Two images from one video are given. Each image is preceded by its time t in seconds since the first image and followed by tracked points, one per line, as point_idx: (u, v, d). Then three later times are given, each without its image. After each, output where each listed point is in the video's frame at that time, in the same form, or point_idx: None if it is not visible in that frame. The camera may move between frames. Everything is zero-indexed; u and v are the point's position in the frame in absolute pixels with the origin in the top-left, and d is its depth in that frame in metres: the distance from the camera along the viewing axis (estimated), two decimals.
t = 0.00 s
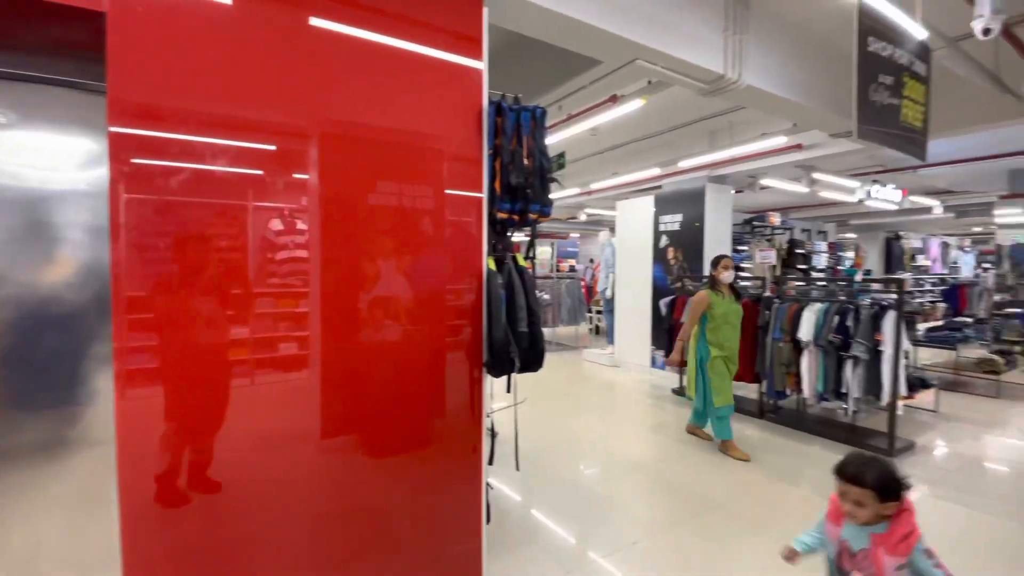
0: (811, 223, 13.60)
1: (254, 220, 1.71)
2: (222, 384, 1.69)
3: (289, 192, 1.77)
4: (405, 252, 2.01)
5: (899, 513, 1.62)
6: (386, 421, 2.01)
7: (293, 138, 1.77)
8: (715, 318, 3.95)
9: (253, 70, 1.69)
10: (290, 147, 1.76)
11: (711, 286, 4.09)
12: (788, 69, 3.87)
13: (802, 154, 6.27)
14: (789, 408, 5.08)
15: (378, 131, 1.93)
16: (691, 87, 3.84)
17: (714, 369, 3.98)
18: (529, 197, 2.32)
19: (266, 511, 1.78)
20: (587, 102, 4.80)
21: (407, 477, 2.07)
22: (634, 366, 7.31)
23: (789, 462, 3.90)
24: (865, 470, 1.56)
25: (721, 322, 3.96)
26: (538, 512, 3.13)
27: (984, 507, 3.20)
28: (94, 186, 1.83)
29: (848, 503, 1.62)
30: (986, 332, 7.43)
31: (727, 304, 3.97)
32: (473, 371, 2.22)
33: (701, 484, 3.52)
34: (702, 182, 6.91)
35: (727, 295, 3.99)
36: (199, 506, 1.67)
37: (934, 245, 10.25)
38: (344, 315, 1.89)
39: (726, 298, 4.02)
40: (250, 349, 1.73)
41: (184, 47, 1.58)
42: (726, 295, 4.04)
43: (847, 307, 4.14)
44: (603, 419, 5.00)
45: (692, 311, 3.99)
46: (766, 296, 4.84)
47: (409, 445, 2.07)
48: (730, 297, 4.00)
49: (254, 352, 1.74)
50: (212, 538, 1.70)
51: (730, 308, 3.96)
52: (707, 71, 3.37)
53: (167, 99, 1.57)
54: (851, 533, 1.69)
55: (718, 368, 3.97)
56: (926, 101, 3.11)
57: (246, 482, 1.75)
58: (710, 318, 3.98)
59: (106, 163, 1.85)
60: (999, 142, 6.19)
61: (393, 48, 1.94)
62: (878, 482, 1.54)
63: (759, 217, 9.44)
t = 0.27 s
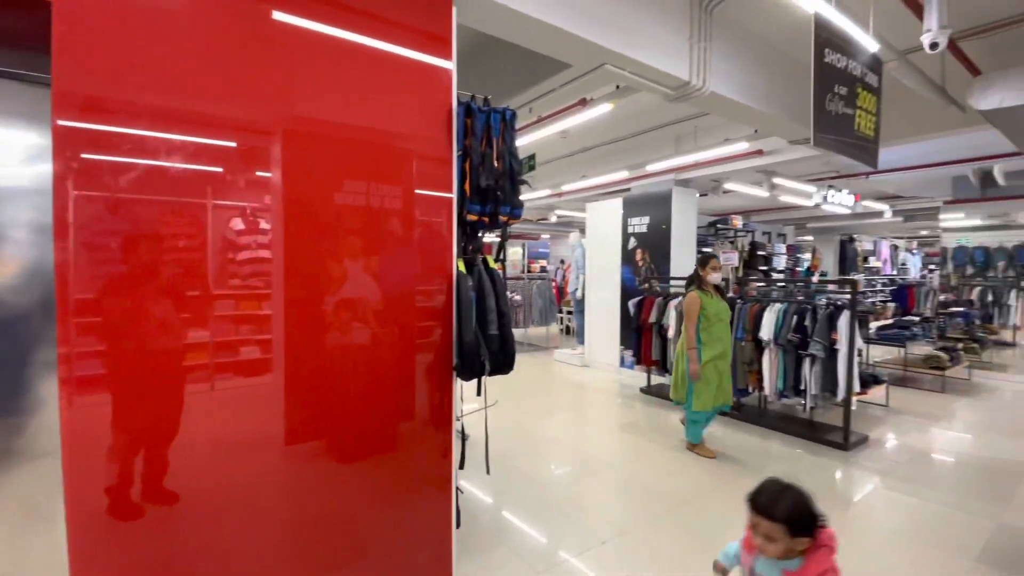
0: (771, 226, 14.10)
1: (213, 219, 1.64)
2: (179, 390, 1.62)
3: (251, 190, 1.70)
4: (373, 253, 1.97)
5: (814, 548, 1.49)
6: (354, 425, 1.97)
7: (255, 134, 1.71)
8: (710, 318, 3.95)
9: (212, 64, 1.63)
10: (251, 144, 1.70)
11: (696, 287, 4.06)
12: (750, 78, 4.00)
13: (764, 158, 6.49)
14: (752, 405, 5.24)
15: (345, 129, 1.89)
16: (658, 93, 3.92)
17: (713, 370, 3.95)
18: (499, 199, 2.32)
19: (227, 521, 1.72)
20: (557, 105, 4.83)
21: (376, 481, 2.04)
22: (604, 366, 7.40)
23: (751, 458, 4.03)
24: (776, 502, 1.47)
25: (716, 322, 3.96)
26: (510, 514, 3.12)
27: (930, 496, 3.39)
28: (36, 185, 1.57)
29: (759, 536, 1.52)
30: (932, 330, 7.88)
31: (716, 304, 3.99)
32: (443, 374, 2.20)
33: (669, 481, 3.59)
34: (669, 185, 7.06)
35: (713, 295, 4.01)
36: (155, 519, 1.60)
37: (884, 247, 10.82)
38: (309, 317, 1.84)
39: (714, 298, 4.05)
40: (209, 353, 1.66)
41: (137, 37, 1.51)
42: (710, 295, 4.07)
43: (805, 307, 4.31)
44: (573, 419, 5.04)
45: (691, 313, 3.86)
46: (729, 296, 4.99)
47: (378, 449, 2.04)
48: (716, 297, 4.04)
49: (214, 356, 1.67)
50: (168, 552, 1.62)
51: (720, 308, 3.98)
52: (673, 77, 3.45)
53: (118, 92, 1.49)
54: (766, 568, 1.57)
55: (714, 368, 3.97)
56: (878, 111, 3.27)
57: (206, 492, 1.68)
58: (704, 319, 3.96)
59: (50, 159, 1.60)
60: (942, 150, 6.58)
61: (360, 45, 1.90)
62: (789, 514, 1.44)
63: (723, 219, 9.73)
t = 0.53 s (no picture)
0: (735, 229, 14.56)
1: (170, 217, 1.57)
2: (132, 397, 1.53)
3: (211, 187, 1.63)
4: (341, 253, 1.93)
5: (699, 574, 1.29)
6: (321, 429, 1.92)
7: (215, 130, 1.64)
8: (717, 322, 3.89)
9: (169, 55, 1.55)
10: (212, 140, 1.63)
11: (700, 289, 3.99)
12: (715, 85, 4.12)
13: (727, 163, 6.67)
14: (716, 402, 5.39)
15: (311, 126, 1.84)
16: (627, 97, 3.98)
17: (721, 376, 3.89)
18: (470, 200, 2.31)
19: (184, 533, 1.64)
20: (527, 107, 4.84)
21: (345, 486, 1.99)
22: (574, 366, 7.47)
23: (716, 454, 4.14)
24: (655, 520, 1.26)
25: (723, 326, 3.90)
26: (481, 516, 3.10)
27: (883, 488, 3.56)
28: None
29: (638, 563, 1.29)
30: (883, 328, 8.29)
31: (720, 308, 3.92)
32: (412, 376, 2.17)
33: (638, 480, 3.64)
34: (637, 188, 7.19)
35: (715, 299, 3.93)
36: (108, 535, 1.51)
37: (839, 250, 11.30)
38: (272, 320, 1.78)
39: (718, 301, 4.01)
40: (166, 358, 1.58)
41: (86, 24, 1.42)
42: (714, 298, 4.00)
43: (766, 308, 4.46)
44: (545, 420, 5.06)
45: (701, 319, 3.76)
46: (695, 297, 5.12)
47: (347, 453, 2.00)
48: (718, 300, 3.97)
49: (171, 360, 1.59)
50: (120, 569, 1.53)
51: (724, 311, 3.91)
52: (642, 83, 3.52)
53: (65, 82, 1.39)
54: None
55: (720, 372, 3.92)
56: (834, 120, 3.42)
57: (163, 503, 1.60)
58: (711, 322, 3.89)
59: None
60: (891, 158, 6.94)
61: (326, 41, 1.86)
62: (667, 534, 1.23)
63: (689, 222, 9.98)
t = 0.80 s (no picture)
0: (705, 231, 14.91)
1: (130, 214, 1.50)
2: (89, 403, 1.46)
3: (174, 184, 1.57)
4: (311, 253, 1.88)
5: None
6: (290, 433, 1.87)
7: (179, 124, 1.58)
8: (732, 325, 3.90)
9: (129, 45, 1.48)
10: (175, 134, 1.57)
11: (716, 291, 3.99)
12: (686, 89, 4.20)
13: (697, 167, 6.84)
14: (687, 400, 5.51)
15: (280, 122, 1.79)
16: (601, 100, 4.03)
17: (730, 377, 3.89)
18: (445, 200, 2.29)
19: (145, 545, 1.57)
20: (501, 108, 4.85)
21: (316, 490, 1.95)
22: (549, 366, 7.51)
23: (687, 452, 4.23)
24: None
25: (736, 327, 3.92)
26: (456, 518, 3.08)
27: (844, 481, 3.70)
28: None
29: None
30: (843, 327, 8.64)
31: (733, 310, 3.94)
32: (385, 377, 2.14)
33: (612, 478, 3.68)
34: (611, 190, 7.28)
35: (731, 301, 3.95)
36: (62, 550, 1.43)
37: (803, 252, 11.72)
38: (239, 321, 1.72)
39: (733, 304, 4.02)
40: (125, 361, 1.51)
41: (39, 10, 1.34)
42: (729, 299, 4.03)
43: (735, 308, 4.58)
44: (520, 420, 5.06)
45: (712, 317, 3.80)
46: (666, 298, 5.22)
47: (317, 457, 1.95)
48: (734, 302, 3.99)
49: (130, 364, 1.52)
50: None
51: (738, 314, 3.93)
52: (616, 86, 3.56)
53: (15, 70, 1.31)
54: None
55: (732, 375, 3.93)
56: (800, 126, 3.53)
57: (121, 514, 1.53)
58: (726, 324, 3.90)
59: None
60: (851, 164, 7.23)
61: (297, 35, 1.81)
62: None
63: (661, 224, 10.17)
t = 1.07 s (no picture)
0: (683, 231, 15.15)
1: (97, 212, 1.44)
2: (52, 407, 1.40)
3: (143, 180, 1.52)
4: (288, 252, 1.84)
5: None
6: (266, 437, 1.83)
7: (149, 119, 1.53)
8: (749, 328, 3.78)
9: (96, 37, 1.43)
10: (145, 129, 1.52)
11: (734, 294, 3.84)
12: (664, 92, 4.26)
13: (675, 169, 6.95)
14: (665, 399, 5.59)
15: (255, 118, 1.75)
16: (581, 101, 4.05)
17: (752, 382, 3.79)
18: (425, 199, 2.27)
19: (113, 553, 1.52)
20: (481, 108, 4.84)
21: (292, 494, 1.91)
22: (529, 366, 7.53)
23: (665, 449, 4.29)
24: None
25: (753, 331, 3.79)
26: (435, 519, 3.07)
27: (816, 476, 3.81)
28: None
29: None
30: (815, 326, 8.89)
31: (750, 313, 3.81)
32: (363, 379, 2.10)
33: (591, 477, 3.72)
34: (590, 190, 7.34)
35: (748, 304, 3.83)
36: (24, 562, 1.37)
37: (776, 252, 12.02)
38: (212, 321, 1.67)
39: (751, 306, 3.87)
40: (91, 364, 1.45)
41: None
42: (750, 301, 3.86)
43: (711, 307, 4.67)
44: (500, 420, 5.06)
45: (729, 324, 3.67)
46: (645, 297, 5.28)
47: (294, 460, 1.91)
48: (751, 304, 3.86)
49: (97, 367, 1.46)
50: None
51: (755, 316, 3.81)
52: (595, 88, 3.59)
53: None
54: None
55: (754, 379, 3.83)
56: (773, 130, 3.61)
57: (87, 523, 1.47)
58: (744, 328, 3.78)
59: None
60: (823, 168, 7.44)
61: (273, 30, 1.77)
62: None
63: (639, 224, 10.30)
